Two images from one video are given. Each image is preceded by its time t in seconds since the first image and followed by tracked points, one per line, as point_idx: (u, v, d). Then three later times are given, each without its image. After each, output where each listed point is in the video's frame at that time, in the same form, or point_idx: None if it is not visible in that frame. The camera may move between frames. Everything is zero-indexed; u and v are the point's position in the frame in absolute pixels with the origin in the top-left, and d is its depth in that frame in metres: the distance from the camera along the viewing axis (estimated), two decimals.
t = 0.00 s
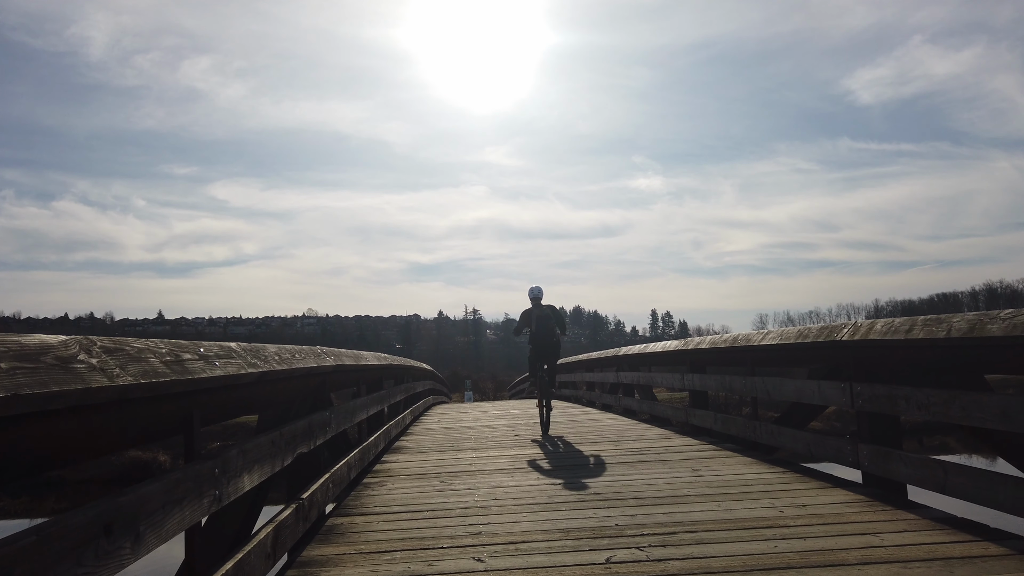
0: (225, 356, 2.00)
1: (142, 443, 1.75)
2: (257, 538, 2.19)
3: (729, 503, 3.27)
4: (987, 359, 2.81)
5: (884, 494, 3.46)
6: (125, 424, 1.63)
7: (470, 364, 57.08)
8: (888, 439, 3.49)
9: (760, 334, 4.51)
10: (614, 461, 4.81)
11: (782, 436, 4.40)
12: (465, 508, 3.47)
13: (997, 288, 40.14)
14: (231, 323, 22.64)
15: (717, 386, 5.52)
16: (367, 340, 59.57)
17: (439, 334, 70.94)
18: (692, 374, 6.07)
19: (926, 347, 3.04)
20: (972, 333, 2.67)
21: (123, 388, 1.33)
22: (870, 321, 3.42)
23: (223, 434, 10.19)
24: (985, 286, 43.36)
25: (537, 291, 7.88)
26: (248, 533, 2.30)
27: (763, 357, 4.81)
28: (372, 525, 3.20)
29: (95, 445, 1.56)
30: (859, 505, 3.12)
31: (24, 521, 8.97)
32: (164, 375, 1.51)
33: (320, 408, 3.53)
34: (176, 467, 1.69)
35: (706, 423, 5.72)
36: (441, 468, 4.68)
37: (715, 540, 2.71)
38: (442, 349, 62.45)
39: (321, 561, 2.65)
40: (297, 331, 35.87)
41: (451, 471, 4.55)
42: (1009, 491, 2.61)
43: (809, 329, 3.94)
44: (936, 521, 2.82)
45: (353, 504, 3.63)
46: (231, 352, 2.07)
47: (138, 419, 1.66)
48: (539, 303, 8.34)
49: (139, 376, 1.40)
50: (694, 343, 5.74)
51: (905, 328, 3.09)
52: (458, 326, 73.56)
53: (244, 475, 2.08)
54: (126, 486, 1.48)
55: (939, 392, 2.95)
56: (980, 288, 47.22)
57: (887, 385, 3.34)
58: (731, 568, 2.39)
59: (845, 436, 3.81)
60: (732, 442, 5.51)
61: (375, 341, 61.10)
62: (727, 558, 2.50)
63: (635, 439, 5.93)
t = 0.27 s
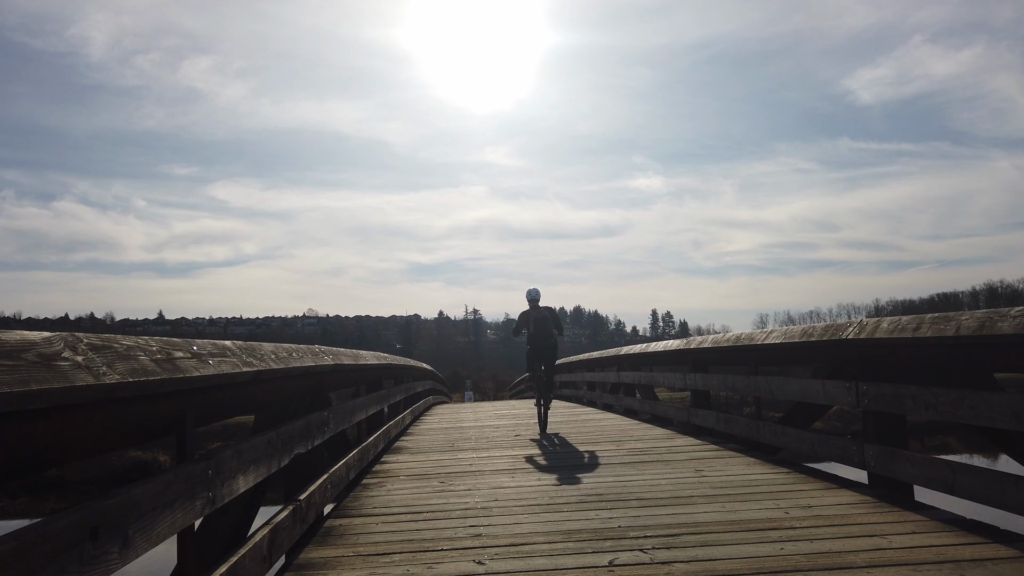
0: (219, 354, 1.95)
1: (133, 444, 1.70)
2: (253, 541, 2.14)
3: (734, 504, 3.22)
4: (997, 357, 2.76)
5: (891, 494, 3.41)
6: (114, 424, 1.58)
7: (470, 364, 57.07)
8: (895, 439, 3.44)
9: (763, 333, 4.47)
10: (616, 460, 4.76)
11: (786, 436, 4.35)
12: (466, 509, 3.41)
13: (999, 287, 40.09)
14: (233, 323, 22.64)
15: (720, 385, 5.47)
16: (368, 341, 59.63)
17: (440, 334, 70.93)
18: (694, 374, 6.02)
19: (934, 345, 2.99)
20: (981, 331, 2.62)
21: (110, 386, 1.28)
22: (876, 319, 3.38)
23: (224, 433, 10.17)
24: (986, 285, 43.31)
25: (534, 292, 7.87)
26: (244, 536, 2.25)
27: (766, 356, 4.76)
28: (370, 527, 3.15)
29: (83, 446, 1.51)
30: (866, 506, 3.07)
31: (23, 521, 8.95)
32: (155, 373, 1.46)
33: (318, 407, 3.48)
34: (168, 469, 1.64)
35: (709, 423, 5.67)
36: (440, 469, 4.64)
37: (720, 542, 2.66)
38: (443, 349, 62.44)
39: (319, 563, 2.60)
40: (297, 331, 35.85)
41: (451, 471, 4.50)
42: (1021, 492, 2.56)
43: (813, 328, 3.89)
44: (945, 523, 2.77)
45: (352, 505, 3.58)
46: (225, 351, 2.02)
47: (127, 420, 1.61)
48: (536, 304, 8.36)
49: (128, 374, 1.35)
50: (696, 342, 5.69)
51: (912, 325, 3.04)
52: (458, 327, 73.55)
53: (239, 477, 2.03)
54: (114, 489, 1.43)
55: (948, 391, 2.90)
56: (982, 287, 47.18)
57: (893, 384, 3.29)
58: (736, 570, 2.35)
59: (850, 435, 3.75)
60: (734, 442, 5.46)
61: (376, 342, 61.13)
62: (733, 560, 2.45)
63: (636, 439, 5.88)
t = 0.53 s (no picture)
0: (212, 353, 1.90)
1: (124, 446, 1.65)
2: (249, 544, 2.09)
3: (739, 506, 3.17)
4: (1006, 356, 2.71)
5: (898, 496, 3.36)
6: (103, 426, 1.53)
7: (471, 364, 57.02)
8: (901, 439, 3.39)
9: (766, 332, 4.42)
10: (618, 461, 4.72)
11: (790, 436, 4.30)
12: (466, 511, 3.36)
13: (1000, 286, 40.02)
14: (234, 324, 22.60)
15: (722, 385, 5.42)
16: (368, 341, 59.58)
17: (440, 335, 70.88)
18: (696, 374, 5.97)
19: (942, 344, 2.94)
20: (990, 330, 2.57)
21: (96, 387, 1.23)
22: (883, 318, 3.32)
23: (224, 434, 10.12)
24: (988, 285, 43.24)
25: (532, 294, 7.89)
26: (239, 540, 2.20)
27: (769, 355, 4.71)
28: (369, 529, 3.10)
29: (70, 448, 1.46)
30: (873, 507, 3.02)
31: (22, 523, 8.89)
32: (144, 373, 1.41)
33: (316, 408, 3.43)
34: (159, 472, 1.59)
35: (711, 424, 5.62)
36: (441, 470, 4.59)
37: (725, 545, 2.60)
38: (443, 349, 62.40)
39: (317, 567, 2.55)
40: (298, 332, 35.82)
41: (452, 473, 4.45)
42: None
43: (818, 327, 3.84)
44: (954, 525, 2.72)
45: (351, 507, 3.53)
46: (219, 350, 1.97)
47: (117, 421, 1.56)
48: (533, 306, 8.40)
49: (114, 374, 1.30)
50: (698, 342, 5.64)
51: (919, 324, 2.99)
52: (458, 327, 73.52)
53: (234, 479, 1.98)
54: (102, 493, 1.38)
55: (956, 391, 2.85)
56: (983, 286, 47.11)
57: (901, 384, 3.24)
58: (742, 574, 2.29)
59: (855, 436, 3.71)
60: (737, 442, 5.41)
61: (376, 342, 61.08)
62: (739, 564, 2.40)
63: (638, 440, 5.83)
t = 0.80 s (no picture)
0: (206, 355, 1.84)
1: (113, 450, 1.60)
2: (244, 550, 2.04)
3: (745, 508, 3.11)
4: (1018, 355, 2.65)
5: (907, 498, 3.30)
6: (93, 433, 1.48)
7: (472, 364, 56.98)
8: (909, 440, 3.33)
9: (771, 332, 4.36)
10: (621, 463, 4.67)
11: (795, 437, 4.25)
12: (468, 514, 3.31)
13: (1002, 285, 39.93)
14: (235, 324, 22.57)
15: (726, 385, 5.37)
16: (370, 342, 59.56)
17: (441, 335, 70.85)
18: (699, 374, 5.92)
19: (952, 343, 2.89)
20: (1003, 328, 2.52)
21: (81, 390, 1.18)
22: (891, 317, 3.27)
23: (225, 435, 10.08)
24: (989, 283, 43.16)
25: (530, 295, 7.87)
26: (235, 546, 2.15)
27: (774, 355, 4.65)
28: (369, 533, 3.05)
29: (58, 456, 1.40)
30: (882, 509, 2.96)
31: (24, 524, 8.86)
32: (133, 375, 1.35)
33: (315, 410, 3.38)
34: (150, 477, 1.54)
35: (715, 424, 5.57)
36: (441, 472, 4.53)
37: (733, 548, 2.55)
38: (444, 349, 62.36)
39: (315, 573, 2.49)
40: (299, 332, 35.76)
41: (453, 474, 4.40)
42: None
43: (823, 326, 3.79)
44: (965, 527, 2.66)
45: (350, 510, 3.48)
46: (214, 351, 1.92)
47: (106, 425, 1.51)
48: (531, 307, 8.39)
49: (100, 376, 1.25)
50: (701, 342, 5.59)
51: (928, 323, 2.94)
52: (459, 327, 73.50)
53: (229, 483, 1.93)
54: (87, 500, 1.33)
55: (967, 391, 2.80)
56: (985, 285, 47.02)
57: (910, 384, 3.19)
58: None
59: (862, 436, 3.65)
60: (741, 443, 5.36)
61: (377, 343, 61.04)
62: (746, 568, 2.35)
63: (641, 441, 5.78)
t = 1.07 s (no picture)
0: (201, 357, 1.80)
1: (104, 456, 1.55)
2: (241, 556, 1.99)
3: (752, 509, 3.06)
4: None
5: (917, 498, 3.24)
6: (83, 439, 1.43)
7: (474, 363, 56.95)
8: (918, 439, 3.28)
9: (777, 330, 4.31)
10: (625, 463, 4.61)
11: (802, 436, 4.19)
12: (470, 516, 3.26)
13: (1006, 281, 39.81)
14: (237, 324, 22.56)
15: (731, 384, 5.31)
16: (372, 341, 59.56)
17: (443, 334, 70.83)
18: (703, 372, 5.87)
19: (962, 340, 2.83)
20: (1015, 326, 2.46)
21: (65, 396, 1.13)
22: (899, 315, 3.21)
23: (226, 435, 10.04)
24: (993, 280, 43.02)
25: (530, 295, 7.84)
26: (233, 552, 2.10)
27: (779, 353, 4.60)
28: (370, 536, 3.00)
29: (46, 464, 1.36)
30: (892, 510, 2.91)
31: (24, 526, 8.82)
32: (122, 379, 1.31)
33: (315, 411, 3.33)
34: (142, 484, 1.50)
35: (720, 423, 5.52)
36: (444, 473, 4.49)
37: (740, 552, 2.50)
38: (446, 348, 62.34)
39: None
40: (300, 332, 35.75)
41: (455, 475, 4.35)
42: None
43: (830, 324, 3.73)
44: (977, 528, 2.61)
45: (352, 513, 3.43)
46: (208, 353, 1.87)
47: (96, 431, 1.46)
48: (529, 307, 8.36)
49: (87, 381, 1.20)
50: (705, 340, 5.54)
51: (938, 320, 2.88)
52: (461, 326, 73.47)
53: (226, 488, 1.89)
54: (75, 510, 1.28)
55: (978, 389, 2.74)
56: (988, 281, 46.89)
57: (919, 382, 3.13)
58: None
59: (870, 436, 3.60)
60: (746, 442, 5.30)
61: (379, 342, 61.04)
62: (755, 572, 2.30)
63: (645, 440, 5.73)
